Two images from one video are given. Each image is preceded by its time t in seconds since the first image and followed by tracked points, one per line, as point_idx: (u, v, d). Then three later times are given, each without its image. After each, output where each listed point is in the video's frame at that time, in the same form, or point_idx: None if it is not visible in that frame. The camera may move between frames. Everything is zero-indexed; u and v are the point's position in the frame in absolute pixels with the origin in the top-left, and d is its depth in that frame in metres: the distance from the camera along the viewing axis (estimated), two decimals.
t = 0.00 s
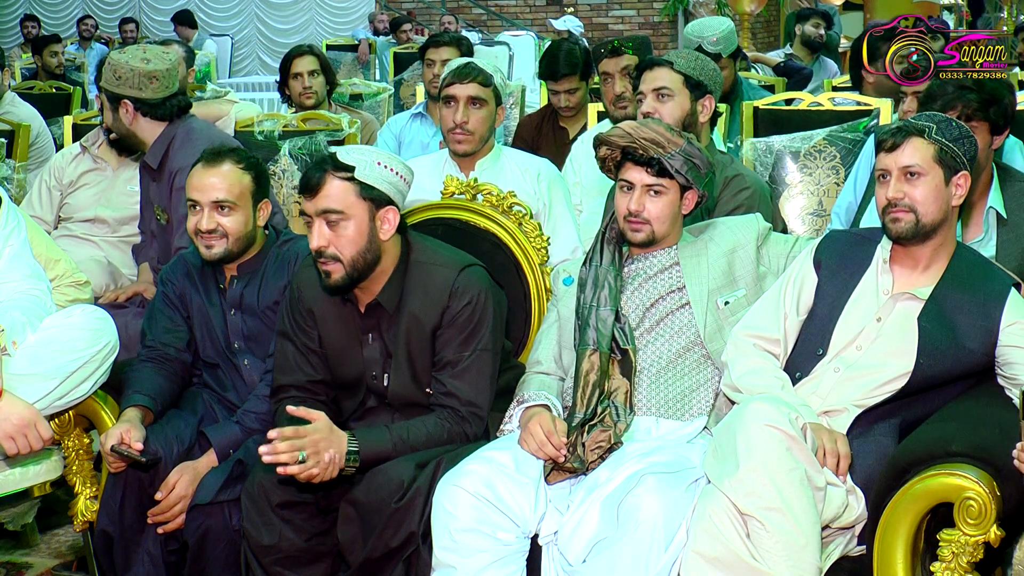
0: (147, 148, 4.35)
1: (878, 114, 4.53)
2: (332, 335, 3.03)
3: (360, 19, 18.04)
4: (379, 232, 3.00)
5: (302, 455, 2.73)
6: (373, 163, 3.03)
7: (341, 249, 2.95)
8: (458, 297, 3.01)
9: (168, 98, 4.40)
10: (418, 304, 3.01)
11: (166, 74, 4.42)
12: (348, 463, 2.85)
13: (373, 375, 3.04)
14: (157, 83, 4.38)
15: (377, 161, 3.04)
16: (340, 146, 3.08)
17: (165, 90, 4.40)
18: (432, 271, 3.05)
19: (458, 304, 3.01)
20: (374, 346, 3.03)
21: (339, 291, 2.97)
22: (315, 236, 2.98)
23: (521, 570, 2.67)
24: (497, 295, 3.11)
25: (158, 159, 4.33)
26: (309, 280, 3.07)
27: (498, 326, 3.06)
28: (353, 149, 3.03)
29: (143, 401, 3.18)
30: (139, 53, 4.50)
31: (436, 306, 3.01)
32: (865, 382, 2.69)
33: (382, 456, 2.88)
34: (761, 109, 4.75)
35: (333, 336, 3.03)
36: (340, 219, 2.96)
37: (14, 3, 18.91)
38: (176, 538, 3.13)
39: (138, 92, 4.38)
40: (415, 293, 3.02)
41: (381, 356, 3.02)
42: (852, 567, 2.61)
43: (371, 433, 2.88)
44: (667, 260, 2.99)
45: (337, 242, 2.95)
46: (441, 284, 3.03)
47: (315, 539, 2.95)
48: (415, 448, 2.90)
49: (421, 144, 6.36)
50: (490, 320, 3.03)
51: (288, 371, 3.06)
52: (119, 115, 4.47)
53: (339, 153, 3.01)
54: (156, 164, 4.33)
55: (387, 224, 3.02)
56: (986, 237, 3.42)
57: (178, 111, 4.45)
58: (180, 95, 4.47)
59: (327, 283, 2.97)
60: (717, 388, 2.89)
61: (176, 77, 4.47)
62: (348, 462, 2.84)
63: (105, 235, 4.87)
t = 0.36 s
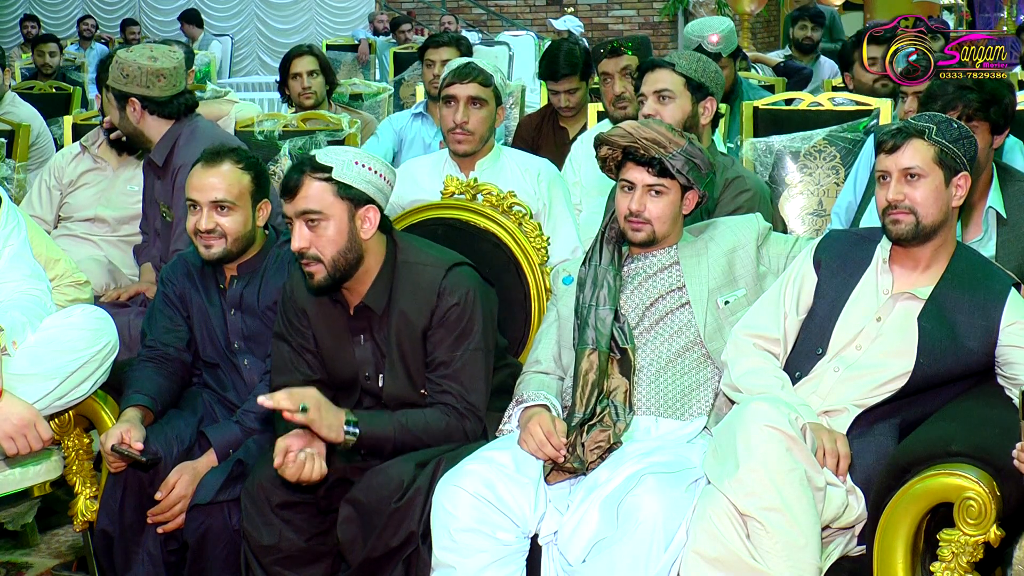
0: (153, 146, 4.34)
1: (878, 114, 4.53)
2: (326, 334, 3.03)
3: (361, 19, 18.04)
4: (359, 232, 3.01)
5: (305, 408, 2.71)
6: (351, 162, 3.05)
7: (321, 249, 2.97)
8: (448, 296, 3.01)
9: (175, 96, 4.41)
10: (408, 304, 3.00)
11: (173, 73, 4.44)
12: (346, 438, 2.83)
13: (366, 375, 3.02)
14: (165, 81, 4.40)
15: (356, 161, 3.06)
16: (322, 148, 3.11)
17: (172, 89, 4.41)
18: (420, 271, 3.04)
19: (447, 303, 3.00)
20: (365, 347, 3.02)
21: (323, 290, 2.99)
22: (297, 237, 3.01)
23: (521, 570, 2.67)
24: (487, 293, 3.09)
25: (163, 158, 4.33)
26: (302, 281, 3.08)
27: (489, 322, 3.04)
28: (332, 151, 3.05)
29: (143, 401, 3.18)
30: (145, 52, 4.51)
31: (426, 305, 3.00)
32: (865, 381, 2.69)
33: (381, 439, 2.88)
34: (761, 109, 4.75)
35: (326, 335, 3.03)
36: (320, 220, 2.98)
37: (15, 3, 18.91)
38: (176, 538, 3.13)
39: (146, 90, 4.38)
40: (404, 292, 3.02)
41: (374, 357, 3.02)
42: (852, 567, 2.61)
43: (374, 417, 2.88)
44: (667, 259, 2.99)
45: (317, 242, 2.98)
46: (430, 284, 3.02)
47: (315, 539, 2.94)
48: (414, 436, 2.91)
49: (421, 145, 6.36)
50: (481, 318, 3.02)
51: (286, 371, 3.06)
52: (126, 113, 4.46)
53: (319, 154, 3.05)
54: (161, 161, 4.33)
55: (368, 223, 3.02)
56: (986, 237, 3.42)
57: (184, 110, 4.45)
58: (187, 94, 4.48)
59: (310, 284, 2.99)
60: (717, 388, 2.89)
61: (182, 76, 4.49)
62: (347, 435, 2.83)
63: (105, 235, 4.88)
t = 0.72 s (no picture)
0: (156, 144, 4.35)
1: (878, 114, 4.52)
2: (325, 330, 3.01)
3: (360, 19, 18.03)
4: (361, 230, 3.00)
5: (297, 252, 2.76)
6: (350, 163, 3.01)
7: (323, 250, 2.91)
8: (440, 272, 3.04)
9: (178, 95, 4.41)
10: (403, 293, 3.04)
11: (177, 72, 4.43)
12: (337, 297, 2.80)
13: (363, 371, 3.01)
14: (169, 80, 4.39)
15: (354, 161, 3.02)
16: (317, 149, 3.07)
17: (176, 88, 4.41)
18: (413, 256, 3.07)
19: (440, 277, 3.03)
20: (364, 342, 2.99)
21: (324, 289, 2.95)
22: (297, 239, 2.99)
23: (521, 570, 2.67)
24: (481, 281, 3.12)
25: (166, 157, 4.34)
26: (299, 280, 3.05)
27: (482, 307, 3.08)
28: (330, 151, 3.02)
29: (143, 400, 3.18)
30: (148, 51, 4.49)
31: (419, 283, 3.04)
32: (865, 382, 2.69)
33: (370, 323, 2.79)
34: (761, 109, 4.75)
35: (326, 330, 3.01)
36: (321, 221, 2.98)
37: (14, 3, 18.91)
38: (176, 538, 3.13)
39: (150, 90, 4.38)
40: (398, 278, 3.06)
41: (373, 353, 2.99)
42: (852, 567, 2.61)
43: (374, 294, 2.81)
44: (667, 260, 2.99)
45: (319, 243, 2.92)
46: (422, 270, 3.05)
47: (315, 539, 2.94)
48: (400, 352, 2.81)
49: (422, 145, 6.36)
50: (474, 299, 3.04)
51: (286, 372, 3.05)
52: (130, 113, 4.44)
53: (317, 155, 3.01)
54: (164, 160, 4.34)
55: (370, 222, 3.02)
56: (986, 239, 3.42)
57: (186, 109, 4.46)
58: (189, 92, 4.48)
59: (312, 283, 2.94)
60: (716, 388, 2.89)
61: (185, 75, 4.48)
62: (338, 296, 2.79)
63: (105, 235, 4.87)
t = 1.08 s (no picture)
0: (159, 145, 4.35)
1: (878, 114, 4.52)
2: (325, 329, 3.03)
3: (360, 19, 18.03)
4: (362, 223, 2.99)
5: (320, 206, 2.82)
6: (343, 159, 3.04)
7: (319, 246, 2.87)
8: (439, 259, 3.04)
9: (180, 96, 4.41)
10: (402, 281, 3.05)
11: (178, 73, 4.43)
12: (357, 252, 2.84)
13: (361, 365, 3.00)
14: (170, 82, 4.39)
15: (346, 157, 3.05)
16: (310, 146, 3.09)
17: (178, 89, 4.40)
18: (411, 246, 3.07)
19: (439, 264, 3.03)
20: (365, 335, 3.00)
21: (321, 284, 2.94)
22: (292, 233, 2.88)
23: (521, 570, 2.67)
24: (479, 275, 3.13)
25: (169, 158, 4.35)
26: (298, 280, 3.08)
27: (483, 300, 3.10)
28: (323, 148, 3.04)
29: (143, 401, 3.18)
30: (150, 53, 4.50)
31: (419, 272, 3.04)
32: (865, 382, 2.69)
33: (388, 275, 2.82)
34: (762, 109, 4.75)
35: (327, 330, 3.03)
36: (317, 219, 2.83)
37: (15, 3, 18.92)
38: (176, 538, 3.12)
39: (152, 92, 4.38)
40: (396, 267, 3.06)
41: (372, 347, 2.99)
42: (852, 566, 2.61)
43: (392, 248, 2.85)
44: (667, 260, 2.99)
45: (315, 239, 2.87)
46: (419, 255, 3.05)
47: (315, 539, 2.94)
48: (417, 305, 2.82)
49: (422, 145, 6.36)
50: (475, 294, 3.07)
51: (286, 373, 3.05)
52: (132, 115, 4.44)
53: (309, 152, 3.03)
54: (167, 161, 4.34)
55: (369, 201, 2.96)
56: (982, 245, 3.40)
57: (189, 110, 4.46)
58: (191, 93, 4.48)
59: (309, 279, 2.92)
60: (717, 388, 2.89)
61: (186, 77, 4.48)
62: (360, 249, 2.83)
63: (105, 236, 4.88)
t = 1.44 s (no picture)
0: (152, 143, 4.34)
1: (878, 114, 4.51)
2: (325, 328, 3.03)
3: (360, 19, 18.02)
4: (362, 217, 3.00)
5: (308, 205, 2.82)
6: (343, 156, 3.03)
7: (320, 242, 2.88)
8: (436, 252, 3.04)
9: (179, 97, 4.41)
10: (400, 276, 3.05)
11: (180, 73, 4.43)
12: (351, 243, 2.84)
13: (362, 360, 3.00)
14: (171, 82, 4.39)
15: (346, 154, 3.04)
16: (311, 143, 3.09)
17: (178, 90, 4.41)
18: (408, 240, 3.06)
19: (435, 256, 3.03)
20: (365, 331, 3.00)
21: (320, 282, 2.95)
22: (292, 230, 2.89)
23: (521, 570, 2.67)
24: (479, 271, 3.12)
25: (162, 155, 4.33)
26: (298, 279, 3.08)
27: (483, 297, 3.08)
28: (324, 145, 3.03)
29: (143, 401, 3.18)
30: (154, 51, 4.51)
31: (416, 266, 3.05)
32: (865, 383, 2.70)
33: (383, 262, 2.81)
34: (761, 109, 4.75)
35: (326, 327, 3.03)
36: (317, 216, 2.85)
37: (15, 4, 18.93)
38: (176, 538, 3.11)
39: (151, 90, 4.38)
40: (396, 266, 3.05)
41: (372, 341, 3.00)
42: (852, 566, 2.61)
43: (386, 235, 2.84)
44: (667, 261, 2.99)
45: (315, 236, 2.89)
46: (420, 248, 3.05)
47: (315, 539, 2.94)
48: (416, 287, 2.81)
49: (422, 145, 6.36)
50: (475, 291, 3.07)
51: (286, 372, 3.05)
52: (130, 111, 4.45)
53: (310, 150, 3.03)
54: (159, 159, 4.33)
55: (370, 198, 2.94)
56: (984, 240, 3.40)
57: (188, 111, 4.45)
58: (191, 94, 4.49)
59: (310, 275, 2.93)
60: (717, 388, 2.89)
61: (188, 77, 4.49)
62: (355, 236, 2.83)
63: (105, 236, 4.88)
